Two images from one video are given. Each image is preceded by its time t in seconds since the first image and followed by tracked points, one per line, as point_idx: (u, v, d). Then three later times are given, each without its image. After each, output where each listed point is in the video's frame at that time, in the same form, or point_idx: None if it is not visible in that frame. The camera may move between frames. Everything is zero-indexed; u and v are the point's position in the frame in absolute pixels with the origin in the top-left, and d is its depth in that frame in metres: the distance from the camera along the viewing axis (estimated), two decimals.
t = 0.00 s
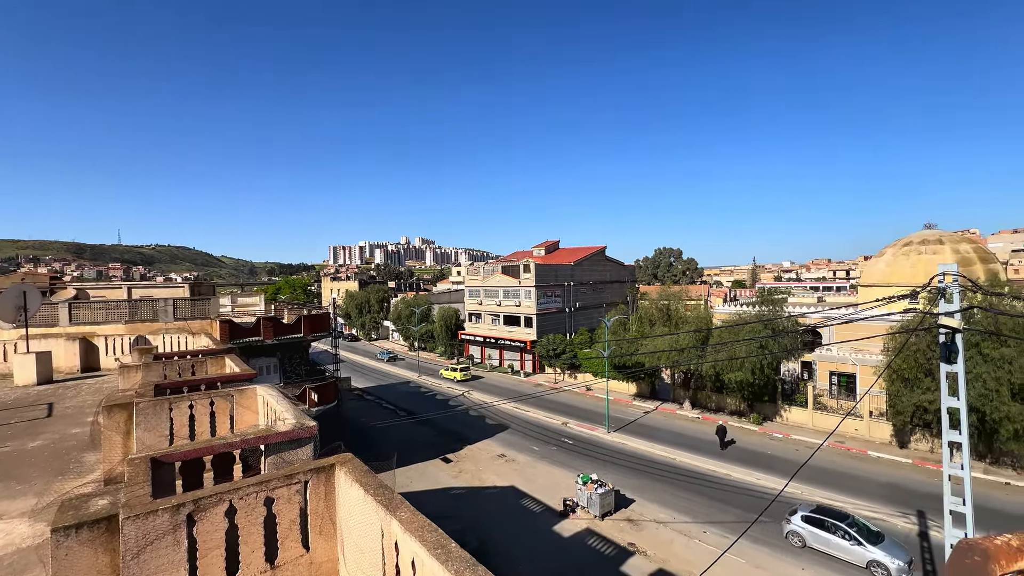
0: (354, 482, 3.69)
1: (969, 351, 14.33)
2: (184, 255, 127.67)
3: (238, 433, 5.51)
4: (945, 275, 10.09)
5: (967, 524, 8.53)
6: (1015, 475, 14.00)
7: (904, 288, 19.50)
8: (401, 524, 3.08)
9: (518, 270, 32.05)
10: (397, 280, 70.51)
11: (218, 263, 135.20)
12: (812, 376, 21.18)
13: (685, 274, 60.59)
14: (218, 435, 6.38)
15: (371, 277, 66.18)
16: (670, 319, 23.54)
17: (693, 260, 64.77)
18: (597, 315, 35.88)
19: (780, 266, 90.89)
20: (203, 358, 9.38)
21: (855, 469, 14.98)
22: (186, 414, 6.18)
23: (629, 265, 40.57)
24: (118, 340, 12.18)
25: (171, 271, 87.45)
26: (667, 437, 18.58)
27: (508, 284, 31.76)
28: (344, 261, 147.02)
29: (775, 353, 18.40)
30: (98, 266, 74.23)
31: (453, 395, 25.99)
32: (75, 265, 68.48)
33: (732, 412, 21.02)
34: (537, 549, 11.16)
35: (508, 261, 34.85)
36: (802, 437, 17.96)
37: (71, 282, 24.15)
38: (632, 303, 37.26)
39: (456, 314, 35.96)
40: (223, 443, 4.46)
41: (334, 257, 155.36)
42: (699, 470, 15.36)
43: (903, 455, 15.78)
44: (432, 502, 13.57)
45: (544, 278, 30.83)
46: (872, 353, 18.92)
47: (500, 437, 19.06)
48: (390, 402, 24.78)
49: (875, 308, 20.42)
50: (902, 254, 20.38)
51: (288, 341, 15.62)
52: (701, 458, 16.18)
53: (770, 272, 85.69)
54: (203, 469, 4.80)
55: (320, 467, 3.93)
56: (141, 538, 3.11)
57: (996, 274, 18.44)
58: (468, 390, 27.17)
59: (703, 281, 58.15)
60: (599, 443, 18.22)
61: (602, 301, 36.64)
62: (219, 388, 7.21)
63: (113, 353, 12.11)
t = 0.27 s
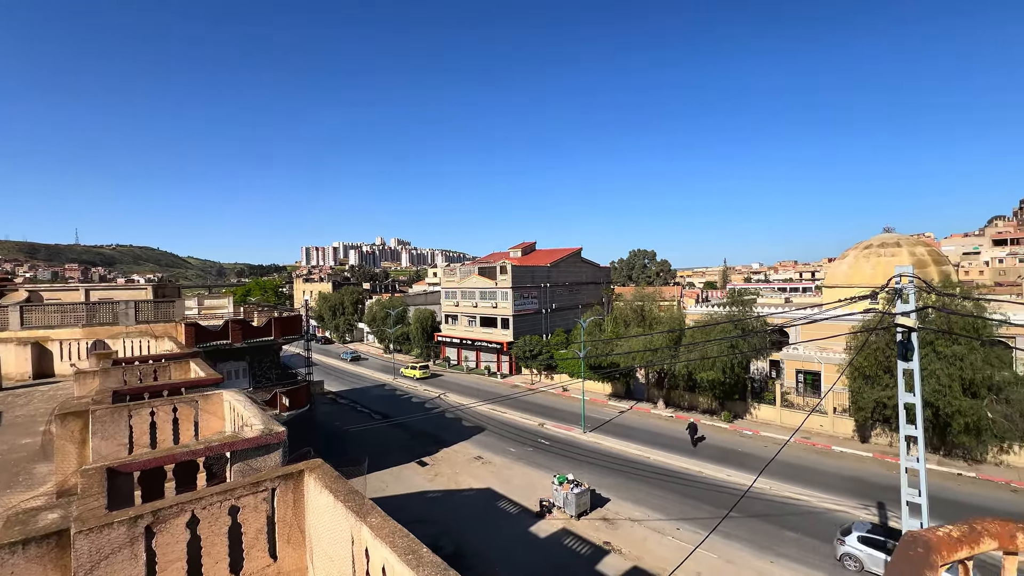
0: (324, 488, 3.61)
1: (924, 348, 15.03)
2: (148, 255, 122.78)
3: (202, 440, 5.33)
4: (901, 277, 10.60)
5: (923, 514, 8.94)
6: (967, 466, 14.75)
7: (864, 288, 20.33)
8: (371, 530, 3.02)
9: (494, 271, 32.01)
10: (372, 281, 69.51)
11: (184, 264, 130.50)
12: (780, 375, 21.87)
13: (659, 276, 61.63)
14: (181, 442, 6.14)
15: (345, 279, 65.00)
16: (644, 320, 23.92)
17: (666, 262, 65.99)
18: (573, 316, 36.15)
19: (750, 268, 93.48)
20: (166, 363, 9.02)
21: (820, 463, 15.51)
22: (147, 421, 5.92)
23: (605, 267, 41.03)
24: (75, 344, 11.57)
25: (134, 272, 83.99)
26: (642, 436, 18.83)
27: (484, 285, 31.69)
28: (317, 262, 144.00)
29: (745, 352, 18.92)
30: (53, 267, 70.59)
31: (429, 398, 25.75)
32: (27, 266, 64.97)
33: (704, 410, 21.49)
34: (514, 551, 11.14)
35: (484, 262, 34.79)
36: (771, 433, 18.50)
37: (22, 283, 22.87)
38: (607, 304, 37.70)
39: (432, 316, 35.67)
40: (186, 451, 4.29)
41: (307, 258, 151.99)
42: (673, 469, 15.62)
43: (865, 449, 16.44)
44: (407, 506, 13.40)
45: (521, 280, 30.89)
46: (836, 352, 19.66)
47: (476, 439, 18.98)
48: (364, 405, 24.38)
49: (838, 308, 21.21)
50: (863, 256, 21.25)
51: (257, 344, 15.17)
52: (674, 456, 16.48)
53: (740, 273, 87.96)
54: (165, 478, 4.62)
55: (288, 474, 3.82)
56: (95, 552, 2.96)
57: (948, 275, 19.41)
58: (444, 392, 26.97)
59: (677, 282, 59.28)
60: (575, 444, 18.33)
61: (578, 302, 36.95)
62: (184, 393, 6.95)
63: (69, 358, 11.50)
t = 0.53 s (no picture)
0: (288, 496, 3.51)
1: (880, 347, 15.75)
2: (104, 256, 117.11)
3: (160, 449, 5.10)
4: (857, 279, 11.09)
5: (879, 505, 9.36)
6: (919, 458, 15.53)
7: (825, 289, 21.16)
8: (337, 539, 2.95)
9: (468, 272, 31.87)
10: (344, 283, 68.06)
11: (143, 265, 124.99)
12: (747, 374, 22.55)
13: (631, 277, 62.66)
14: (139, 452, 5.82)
15: (315, 280, 63.55)
16: (616, 321, 24.25)
17: (638, 264, 67.06)
18: (547, 317, 36.35)
19: (718, 269, 95.97)
20: (123, 369, 8.61)
21: (785, 459, 16.04)
22: (101, 430, 5.58)
23: (578, 269, 41.40)
24: (23, 350, 10.87)
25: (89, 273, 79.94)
26: (615, 435, 19.07)
27: (459, 287, 31.51)
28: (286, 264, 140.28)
29: (714, 352, 19.42)
30: None
31: (403, 401, 25.41)
32: None
33: (675, 409, 21.93)
34: (488, 553, 11.09)
35: (459, 263, 34.60)
36: (738, 431, 19.03)
37: None
38: (581, 305, 38.06)
39: (406, 318, 35.25)
40: (141, 461, 4.09)
41: (276, 259, 147.86)
42: (644, 467, 15.87)
43: (826, 444, 17.10)
44: (380, 512, 13.17)
45: (495, 281, 30.85)
46: (799, 351, 20.39)
47: (450, 442, 18.84)
48: (335, 410, 23.86)
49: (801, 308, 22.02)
50: (824, 259, 22.13)
51: (222, 348, 14.64)
52: (646, 455, 16.75)
53: (709, 275, 90.26)
54: (118, 490, 4.40)
55: (251, 482, 3.70)
56: (40, 570, 2.79)
57: (901, 277, 20.41)
58: (418, 395, 26.67)
59: (648, 284, 60.37)
60: (549, 445, 18.40)
61: (552, 304, 37.17)
62: (141, 400, 6.65)
63: (16, 364, 10.74)
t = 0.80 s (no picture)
0: (248, 506, 3.39)
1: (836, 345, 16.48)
2: (51, 257, 110.50)
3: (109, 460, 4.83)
4: (814, 281, 11.57)
5: (834, 497, 9.78)
6: (872, 451, 16.30)
7: (785, 291, 21.98)
8: (299, 549, 2.87)
9: (440, 275, 31.59)
10: (311, 285, 66.34)
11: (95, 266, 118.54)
12: (713, 373, 23.19)
13: (602, 280, 63.53)
14: (86, 464, 5.53)
15: (281, 282, 61.74)
16: (587, 323, 24.50)
17: (609, 266, 67.99)
18: (519, 319, 36.42)
19: (686, 272, 98.38)
20: (71, 377, 8.12)
21: (749, 455, 16.55)
22: (43, 442, 5.27)
23: (550, 271, 41.67)
24: None
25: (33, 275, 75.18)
26: (586, 436, 19.25)
27: (430, 289, 31.19)
28: (251, 265, 135.81)
29: (681, 352, 19.90)
30: None
31: (372, 405, 24.95)
32: None
33: (645, 408, 22.35)
34: (459, 558, 11.00)
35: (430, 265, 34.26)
36: (705, 429, 19.53)
37: None
38: (553, 307, 38.30)
39: (376, 321, 34.65)
40: (87, 474, 3.87)
41: (239, 260, 143.05)
42: (615, 466, 16.09)
43: (787, 440, 17.74)
44: (349, 519, 12.87)
45: (467, 284, 30.68)
46: (762, 350, 21.11)
47: (422, 446, 18.60)
48: (302, 415, 23.21)
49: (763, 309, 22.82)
50: (784, 262, 23.00)
51: (180, 353, 14.03)
52: (617, 455, 16.97)
53: (678, 277, 92.47)
54: (62, 506, 4.13)
55: (208, 493, 3.55)
56: None
57: (856, 280, 21.41)
58: (388, 398, 26.24)
59: (619, 286, 61.33)
60: (521, 446, 18.42)
61: (524, 306, 37.25)
62: (91, 409, 6.29)
63: None
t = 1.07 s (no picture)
0: (202, 518, 3.25)
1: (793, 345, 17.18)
2: None
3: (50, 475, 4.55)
4: (773, 283, 12.04)
5: (792, 491, 10.18)
6: (828, 445, 17.06)
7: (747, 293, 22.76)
8: (256, 562, 2.76)
9: (410, 277, 31.20)
10: (275, 288, 64.26)
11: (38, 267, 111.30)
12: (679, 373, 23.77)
13: (572, 282, 64.18)
14: (23, 479, 5.18)
15: (244, 285, 59.55)
16: (558, 324, 24.67)
17: (579, 268, 68.72)
18: (490, 321, 36.35)
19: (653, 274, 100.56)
20: (9, 386, 7.59)
21: (714, 452, 17.02)
22: None
23: (521, 273, 41.78)
24: None
25: None
26: (557, 437, 19.37)
27: (399, 291, 30.75)
28: (211, 267, 130.49)
29: (648, 352, 20.32)
30: None
31: (340, 410, 24.36)
32: None
33: (614, 408, 22.68)
34: (429, 563, 10.85)
35: (399, 267, 33.78)
36: (672, 428, 19.97)
37: None
38: (523, 309, 38.40)
39: (343, 324, 33.89)
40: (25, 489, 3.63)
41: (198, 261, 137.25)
42: (585, 467, 16.25)
43: (749, 437, 18.35)
44: (315, 528, 12.51)
45: (438, 286, 30.41)
46: (725, 350, 21.79)
47: (391, 451, 18.28)
48: (266, 422, 22.44)
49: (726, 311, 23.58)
50: (746, 265, 23.81)
51: (134, 360, 13.38)
52: (587, 455, 17.14)
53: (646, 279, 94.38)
54: None
55: (158, 506, 3.38)
56: None
57: (812, 282, 22.39)
58: (357, 403, 25.69)
59: (589, 289, 62.06)
60: (492, 449, 18.37)
61: (495, 308, 37.20)
62: (31, 420, 5.89)
63: None
